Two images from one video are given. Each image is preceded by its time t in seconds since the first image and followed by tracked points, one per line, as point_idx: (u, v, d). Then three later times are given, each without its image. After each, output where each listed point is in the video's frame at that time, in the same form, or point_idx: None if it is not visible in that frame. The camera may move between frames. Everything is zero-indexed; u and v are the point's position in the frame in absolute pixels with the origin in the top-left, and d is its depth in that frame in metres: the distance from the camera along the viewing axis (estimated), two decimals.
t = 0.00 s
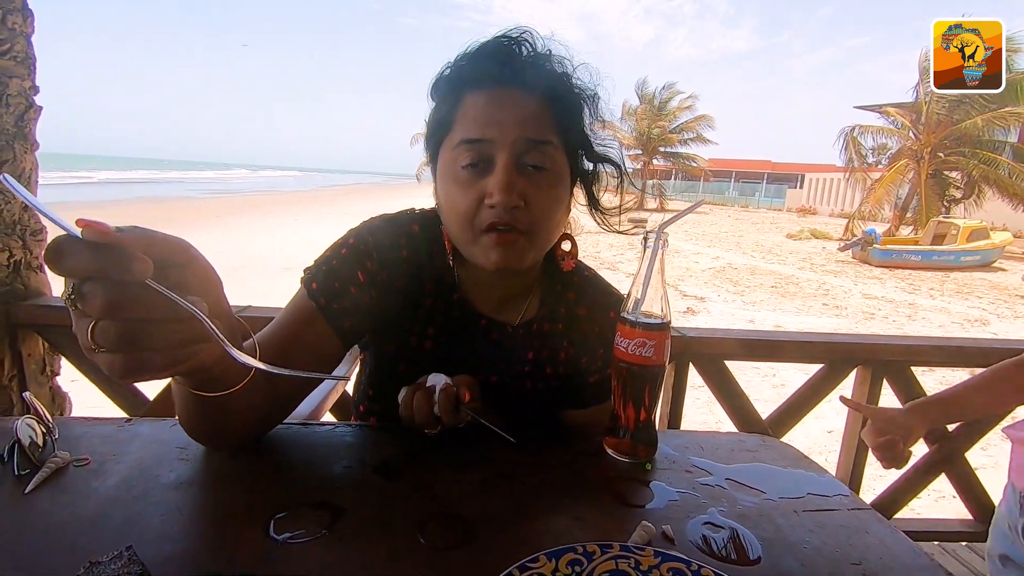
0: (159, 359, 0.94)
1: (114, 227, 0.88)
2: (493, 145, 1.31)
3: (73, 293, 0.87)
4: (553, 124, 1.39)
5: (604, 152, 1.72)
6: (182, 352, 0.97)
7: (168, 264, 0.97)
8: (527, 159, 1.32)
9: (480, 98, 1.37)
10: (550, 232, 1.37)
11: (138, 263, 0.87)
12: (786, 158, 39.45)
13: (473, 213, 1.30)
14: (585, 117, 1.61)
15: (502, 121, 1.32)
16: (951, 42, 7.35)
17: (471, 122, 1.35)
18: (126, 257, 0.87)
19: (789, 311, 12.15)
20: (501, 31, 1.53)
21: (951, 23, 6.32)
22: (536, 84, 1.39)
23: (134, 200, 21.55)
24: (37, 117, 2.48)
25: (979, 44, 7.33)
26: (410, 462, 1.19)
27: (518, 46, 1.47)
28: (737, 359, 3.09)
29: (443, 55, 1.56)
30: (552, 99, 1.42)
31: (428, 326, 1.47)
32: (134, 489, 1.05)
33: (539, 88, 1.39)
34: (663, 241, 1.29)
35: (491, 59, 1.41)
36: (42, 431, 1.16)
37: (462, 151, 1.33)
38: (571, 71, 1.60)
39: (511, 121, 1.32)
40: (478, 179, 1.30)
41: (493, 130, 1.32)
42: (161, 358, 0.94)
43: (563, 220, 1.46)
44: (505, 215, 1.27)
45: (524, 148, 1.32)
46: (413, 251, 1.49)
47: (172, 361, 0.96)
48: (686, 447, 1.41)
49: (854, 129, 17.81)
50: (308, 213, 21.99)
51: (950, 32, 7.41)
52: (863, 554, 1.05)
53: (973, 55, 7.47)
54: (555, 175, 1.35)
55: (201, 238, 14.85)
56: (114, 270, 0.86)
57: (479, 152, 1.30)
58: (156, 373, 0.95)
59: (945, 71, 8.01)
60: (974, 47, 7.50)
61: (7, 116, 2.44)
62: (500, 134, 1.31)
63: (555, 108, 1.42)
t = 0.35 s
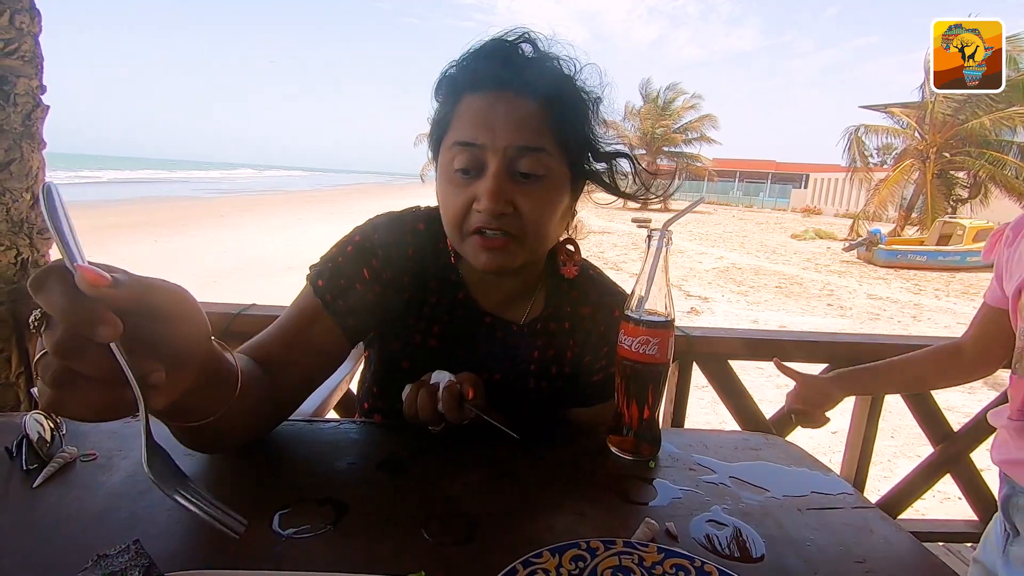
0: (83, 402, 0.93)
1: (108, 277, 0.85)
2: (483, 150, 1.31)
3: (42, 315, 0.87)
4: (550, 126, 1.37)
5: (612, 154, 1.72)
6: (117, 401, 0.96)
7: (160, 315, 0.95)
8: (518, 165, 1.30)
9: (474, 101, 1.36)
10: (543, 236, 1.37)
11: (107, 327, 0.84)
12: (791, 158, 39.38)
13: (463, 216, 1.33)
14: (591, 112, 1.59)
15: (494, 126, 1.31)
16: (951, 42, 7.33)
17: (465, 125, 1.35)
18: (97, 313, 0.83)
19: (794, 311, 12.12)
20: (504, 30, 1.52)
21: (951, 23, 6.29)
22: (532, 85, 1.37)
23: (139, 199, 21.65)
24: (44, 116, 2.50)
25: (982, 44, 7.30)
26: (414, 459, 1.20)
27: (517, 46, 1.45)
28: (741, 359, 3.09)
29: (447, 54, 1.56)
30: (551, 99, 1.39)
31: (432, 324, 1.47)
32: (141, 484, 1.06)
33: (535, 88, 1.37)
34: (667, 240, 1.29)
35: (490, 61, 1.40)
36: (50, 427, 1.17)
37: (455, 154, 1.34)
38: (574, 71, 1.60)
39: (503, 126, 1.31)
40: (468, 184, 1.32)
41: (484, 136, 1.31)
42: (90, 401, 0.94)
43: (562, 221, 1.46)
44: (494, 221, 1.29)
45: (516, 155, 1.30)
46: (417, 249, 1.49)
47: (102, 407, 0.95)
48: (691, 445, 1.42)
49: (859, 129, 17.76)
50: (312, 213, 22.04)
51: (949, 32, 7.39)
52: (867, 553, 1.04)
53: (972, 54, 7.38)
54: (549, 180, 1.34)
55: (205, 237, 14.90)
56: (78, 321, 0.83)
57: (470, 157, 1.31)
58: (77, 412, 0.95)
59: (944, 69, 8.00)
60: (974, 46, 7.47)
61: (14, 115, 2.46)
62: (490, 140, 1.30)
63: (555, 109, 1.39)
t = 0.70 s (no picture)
0: (96, 418, 0.95)
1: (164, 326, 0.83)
2: (491, 151, 1.30)
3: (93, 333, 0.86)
4: (558, 127, 1.36)
5: (619, 156, 1.70)
6: (130, 417, 0.96)
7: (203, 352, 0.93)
8: (525, 167, 1.30)
9: (483, 100, 1.35)
10: (548, 237, 1.37)
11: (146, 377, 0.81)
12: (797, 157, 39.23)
13: (469, 216, 1.33)
14: (599, 111, 1.58)
15: (501, 126, 1.30)
16: (952, 44, 7.17)
17: (471, 125, 1.35)
18: (141, 361, 0.81)
19: (799, 311, 12.07)
20: (511, 28, 1.53)
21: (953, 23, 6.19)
22: (540, 85, 1.36)
23: (145, 196, 21.71)
24: (52, 113, 2.50)
25: (986, 46, 7.22)
26: (420, 455, 1.20)
27: (526, 45, 1.45)
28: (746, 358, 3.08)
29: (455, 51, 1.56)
30: (558, 99, 1.38)
31: (437, 320, 1.47)
32: (148, 478, 1.07)
33: (543, 88, 1.36)
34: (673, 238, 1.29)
35: (496, 59, 1.39)
36: (57, 421, 1.18)
37: (461, 153, 1.34)
38: (583, 69, 1.60)
39: (510, 126, 1.30)
40: (474, 184, 1.31)
41: (492, 137, 1.30)
42: (105, 410, 0.94)
43: (569, 220, 1.45)
44: (499, 221, 1.29)
45: (523, 156, 1.30)
46: (423, 245, 1.49)
47: (113, 421, 0.96)
48: (696, 443, 1.41)
49: (865, 128, 17.67)
50: (316, 211, 22.07)
51: (959, 30, 7.33)
52: (872, 551, 1.04)
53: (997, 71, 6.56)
54: (555, 181, 1.33)
55: (210, 235, 14.93)
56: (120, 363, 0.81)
57: (477, 156, 1.31)
58: (89, 414, 0.95)
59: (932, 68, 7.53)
60: (978, 46, 7.42)
61: (23, 112, 2.45)
62: (496, 141, 1.30)
63: (562, 108, 1.38)
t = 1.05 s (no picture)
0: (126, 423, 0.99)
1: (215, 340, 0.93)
2: (495, 150, 1.29)
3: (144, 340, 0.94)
4: (563, 128, 1.35)
5: (626, 154, 1.70)
6: (160, 429, 1.00)
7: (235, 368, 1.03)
8: (529, 168, 1.29)
9: (489, 98, 1.35)
10: (551, 238, 1.37)
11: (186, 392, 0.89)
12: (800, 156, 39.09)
13: (472, 215, 1.33)
14: (607, 111, 1.57)
15: (506, 125, 1.30)
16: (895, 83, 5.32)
17: (477, 123, 1.34)
18: (186, 374, 0.89)
19: (802, 310, 12.04)
20: (522, 26, 1.51)
21: None
22: (547, 84, 1.35)
23: (148, 192, 21.72)
24: (55, 108, 2.49)
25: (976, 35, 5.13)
26: (422, 452, 1.20)
27: (535, 44, 1.44)
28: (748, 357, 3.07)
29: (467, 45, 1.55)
30: (565, 99, 1.37)
31: (440, 318, 1.47)
32: (151, 473, 1.07)
33: (549, 88, 1.35)
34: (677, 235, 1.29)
35: (503, 57, 1.39)
36: (60, 416, 1.18)
37: (466, 152, 1.33)
38: (592, 68, 1.58)
39: (515, 125, 1.30)
40: (478, 182, 1.31)
41: (496, 136, 1.30)
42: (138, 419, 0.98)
43: (573, 219, 1.44)
44: (501, 221, 1.29)
45: (528, 157, 1.29)
46: (426, 243, 1.48)
47: (141, 430, 1.00)
48: (698, 441, 1.41)
49: (869, 127, 17.60)
50: (318, 207, 22.06)
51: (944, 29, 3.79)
52: (874, 549, 1.04)
53: (966, 58, 3.28)
54: (559, 182, 1.33)
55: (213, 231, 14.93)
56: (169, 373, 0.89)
57: (481, 155, 1.30)
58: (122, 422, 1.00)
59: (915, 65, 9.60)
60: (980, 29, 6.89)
61: (27, 108, 2.45)
62: (502, 140, 1.29)
63: (569, 108, 1.38)
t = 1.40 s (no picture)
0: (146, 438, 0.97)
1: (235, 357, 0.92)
2: (496, 148, 1.29)
3: (161, 356, 0.93)
4: (565, 125, 1.35)
5: (625, 156, 1.69)
6: (177, 446, 0.98)
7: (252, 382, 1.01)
8: (530, 166, 1.29)
9: (490, 96, 1.34)
10: (552, 236, 1.37)
11: (207, 409, 0.88)
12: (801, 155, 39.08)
13: (472, 212, 1.33)
14: (609, 109, 1.57)
15: (508, 123, 1.29)
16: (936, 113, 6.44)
17: (478, 121, 1.34)
18: (205, 396, 0.88)
19: (802, 309, 12.03)
20: (524, 23, 1.51)
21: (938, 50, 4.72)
22: (549, 83, 1.35)
23: (148, 189, 21.70)
24: (55, 104, 2.49)
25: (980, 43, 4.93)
26: (421, 447, 1.20)
27: (537, 41, 1.43)
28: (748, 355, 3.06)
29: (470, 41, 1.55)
30: (567, 97, 1.37)
31: (440, 315, 1.47)
32: (151, 467, 1.07)
33: (551, 86, 1.35)
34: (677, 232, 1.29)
35: (504, 55, 1.38)
36: (61, 410, 1.18)
37: (466, 149, 1.34)
38: (594, 66, 1.58)
39: (517, 123, 1.29)
40: (478, 180, 1.31)
41: (497, 133, 1.30)
42: (155, 436, 0.97)
43: (574, 217, 1.44)
44: (501, 219, 1.29)
45: (529, 155, 1.29)
46: (427, 239, 1.48)
47: (159, 446, 0.98)
48: (698, 438, 1.41)
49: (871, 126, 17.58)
50: (319, 205, 22.04)
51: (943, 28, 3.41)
52: (871, 545, 1.04)
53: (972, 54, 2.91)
54: (560, 181, 1.33)
55: (213, 228, 14.92)
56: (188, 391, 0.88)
57: (482, 153, 1.30)
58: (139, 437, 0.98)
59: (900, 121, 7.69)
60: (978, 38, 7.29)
61: (27, 103, 2.45)
62: (503, 139, 1.29)
63: (571, 106, 1.37)
